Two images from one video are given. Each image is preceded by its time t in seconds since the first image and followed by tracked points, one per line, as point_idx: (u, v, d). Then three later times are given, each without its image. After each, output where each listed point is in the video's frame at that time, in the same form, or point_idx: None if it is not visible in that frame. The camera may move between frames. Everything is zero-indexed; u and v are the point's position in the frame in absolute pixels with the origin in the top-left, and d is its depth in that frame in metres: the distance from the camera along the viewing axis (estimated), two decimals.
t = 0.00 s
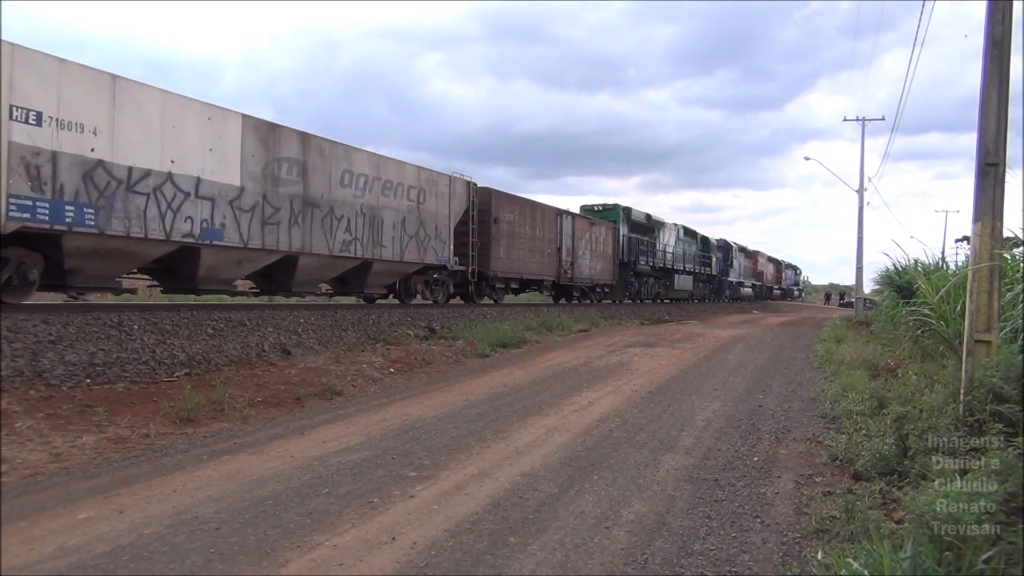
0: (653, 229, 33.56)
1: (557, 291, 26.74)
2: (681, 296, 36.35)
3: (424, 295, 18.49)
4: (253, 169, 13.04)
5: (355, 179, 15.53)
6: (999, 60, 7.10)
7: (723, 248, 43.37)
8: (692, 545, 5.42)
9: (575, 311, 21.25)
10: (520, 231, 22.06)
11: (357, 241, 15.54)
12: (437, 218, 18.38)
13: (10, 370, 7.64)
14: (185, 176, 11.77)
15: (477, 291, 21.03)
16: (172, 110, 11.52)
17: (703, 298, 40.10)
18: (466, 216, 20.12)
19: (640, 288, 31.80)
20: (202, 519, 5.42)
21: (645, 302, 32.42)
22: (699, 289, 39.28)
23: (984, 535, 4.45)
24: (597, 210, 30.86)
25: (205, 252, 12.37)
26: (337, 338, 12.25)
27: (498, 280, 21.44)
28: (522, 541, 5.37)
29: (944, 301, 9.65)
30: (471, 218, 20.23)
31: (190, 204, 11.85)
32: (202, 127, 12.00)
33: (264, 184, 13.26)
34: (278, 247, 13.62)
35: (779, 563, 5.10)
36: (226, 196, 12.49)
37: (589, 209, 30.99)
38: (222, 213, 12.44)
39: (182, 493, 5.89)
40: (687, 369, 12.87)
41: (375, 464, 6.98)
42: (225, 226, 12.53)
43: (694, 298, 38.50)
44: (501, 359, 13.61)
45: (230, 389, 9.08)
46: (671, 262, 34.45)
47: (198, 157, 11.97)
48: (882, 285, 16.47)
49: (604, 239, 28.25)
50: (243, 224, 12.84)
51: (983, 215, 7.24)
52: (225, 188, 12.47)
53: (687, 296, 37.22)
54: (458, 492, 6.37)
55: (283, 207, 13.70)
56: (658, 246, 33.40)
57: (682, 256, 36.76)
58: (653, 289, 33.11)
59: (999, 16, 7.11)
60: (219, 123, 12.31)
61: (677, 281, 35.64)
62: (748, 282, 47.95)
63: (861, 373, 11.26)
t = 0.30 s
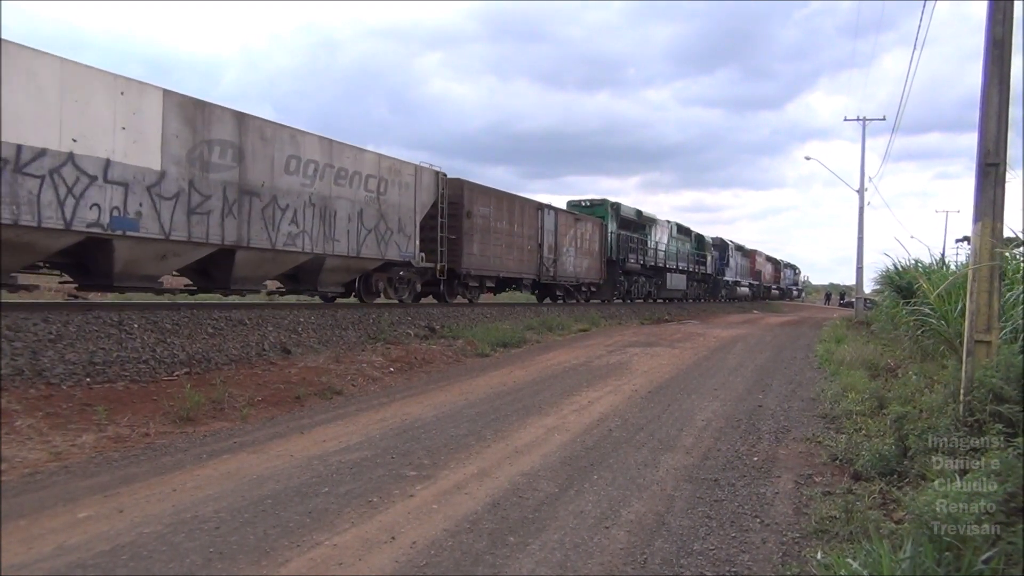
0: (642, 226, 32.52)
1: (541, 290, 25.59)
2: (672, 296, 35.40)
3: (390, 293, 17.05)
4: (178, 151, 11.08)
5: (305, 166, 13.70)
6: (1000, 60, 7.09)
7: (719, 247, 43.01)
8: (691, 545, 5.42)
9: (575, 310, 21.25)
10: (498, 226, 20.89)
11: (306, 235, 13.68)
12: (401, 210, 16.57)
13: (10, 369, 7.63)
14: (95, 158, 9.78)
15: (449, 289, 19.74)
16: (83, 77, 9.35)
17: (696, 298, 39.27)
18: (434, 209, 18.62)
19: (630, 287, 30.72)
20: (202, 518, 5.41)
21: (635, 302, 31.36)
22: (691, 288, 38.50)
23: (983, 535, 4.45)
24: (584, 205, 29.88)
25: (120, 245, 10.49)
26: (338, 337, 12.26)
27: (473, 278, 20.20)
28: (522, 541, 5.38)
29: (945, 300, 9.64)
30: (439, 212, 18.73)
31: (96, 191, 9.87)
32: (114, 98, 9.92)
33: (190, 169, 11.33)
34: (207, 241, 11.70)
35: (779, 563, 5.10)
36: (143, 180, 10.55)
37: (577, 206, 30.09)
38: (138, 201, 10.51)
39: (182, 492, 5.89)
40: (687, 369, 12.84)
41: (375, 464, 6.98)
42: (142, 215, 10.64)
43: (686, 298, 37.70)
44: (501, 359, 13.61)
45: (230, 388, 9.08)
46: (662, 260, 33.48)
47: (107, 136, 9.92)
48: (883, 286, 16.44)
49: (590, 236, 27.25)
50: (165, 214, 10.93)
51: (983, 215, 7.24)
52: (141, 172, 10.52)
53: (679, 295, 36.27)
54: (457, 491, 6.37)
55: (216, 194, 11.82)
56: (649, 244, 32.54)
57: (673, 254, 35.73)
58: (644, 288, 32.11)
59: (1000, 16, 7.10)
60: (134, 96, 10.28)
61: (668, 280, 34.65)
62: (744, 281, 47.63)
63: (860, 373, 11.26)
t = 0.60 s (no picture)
0: (631, 223, 31.54)
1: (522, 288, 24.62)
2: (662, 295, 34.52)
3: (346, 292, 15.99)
4: (80, 129, 9.88)
5: (240, 152, 12.54)
6: (999, 59, 7.09)
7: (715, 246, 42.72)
8: (690, 545, 5.42)
9: (574, 310, 21.22)
10: (471, 220, 19.85)
11: (241, 226, 12.56)
12: (353, 202, 15.39)
13: (9, 369, 7.63)
14: None
15: (416, 287, 18.67)
16: None
17: (688, 297, 38.48)
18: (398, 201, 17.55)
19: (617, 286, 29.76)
20: (202, 518, 5.41)
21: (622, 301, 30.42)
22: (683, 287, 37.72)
23: (983, 535, 4.45)
24: (571, 200, 29.04)
25: (11, 234, 9.37)
26: (337, 336, 12.26)
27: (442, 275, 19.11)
28: (521, 541, 5.37)
29: (945, 299, 9.64)
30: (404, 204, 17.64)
31: None
32: None
33: (96, 150, 10.15)
34: (118, 231, 10.59)
35: (778, 562, 5.10)
36: (35, 163, 9.36)
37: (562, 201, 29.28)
38: (30, 186, 9.35)
39: (181, 492, 5.89)
40: (687, 368, 12.83)
41: (374, 464, 6.98)
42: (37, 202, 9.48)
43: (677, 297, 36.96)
44: (501, 359, 13.60)
45: (229, 388, 9.08)
46: (651, 258, 32.55)
47: None
48: (883, 286, 16.41)
49: (574, 233, 26.34)
50: (64, 202, 9.81)
51: (982, 214, 7.24)
52: (34, 152, 9.34)
53: (669, 295, 35.36)
54: (457, 491, 6.37)
55: (129, 180, 10.67)
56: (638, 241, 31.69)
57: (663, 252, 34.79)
58: (632, 287, 31.17)
59: (999, 15, 7.10)
60: (24, 66, 9.04)
61: (658, 278, 33.72)
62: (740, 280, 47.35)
63: (860, 373, 11.25)
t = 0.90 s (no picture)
0: (618, 219, 30.42)
1: (500, 287, 23.50)
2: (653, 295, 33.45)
3: (295, 292, 14.53)
4: None
5: (160, 132, 11.14)
6: (1000, 60, 7.09)
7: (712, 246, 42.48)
8: (690, 545, 5.42)
9: (574, 310, 21.20)
10: (440, 214, 18.62)
11: (163, 215, 11.22)
12: (298, 191, 13.93)
13: (9, 368, 7.62)
14: None
15: (377, 287, 17.36)
16: None
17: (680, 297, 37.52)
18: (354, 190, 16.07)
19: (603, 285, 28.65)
20: (202, 517, 5.41)
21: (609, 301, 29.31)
22: (674, 286, 36.78)
23: (983, 535, 4.45)
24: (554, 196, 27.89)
25: None
26: (338, 336, 12.26)
27: (407, 273, 17.82)
28: (521, 540, 5.37)
29: (944, 300, 9.64)
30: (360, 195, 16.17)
31: None
32: None
33: None
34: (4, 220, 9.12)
35: (778, 562, 5.10)
36: None
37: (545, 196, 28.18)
38: None
39: (181, 492, 5.89)
40: (687, 368, 12.82)
41: (374, 463, 6.97)
42: None
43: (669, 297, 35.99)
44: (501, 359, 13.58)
45: (229, 388, 9.08)
46: (640, 256, 31.45)
47: None
48: (883, 286, 16.42)
49: (557, 229, 25.32)
50: None
51: (982, 215, 7.24)
52: None
53: (660, 294, 34.32)
54: (456, 491, 6.36)
55: (23, 162, 9.29)
56: (626, 239, 30.64)
57: (652, 249, 33.74)
58: (620, 286, 30.06)
59: (999, 16, 7.10)
60: None
61: (647, 277, 32.64)
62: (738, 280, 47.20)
63: (859, 373, 11.25)
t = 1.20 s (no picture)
0: (605, 214, 28.93)
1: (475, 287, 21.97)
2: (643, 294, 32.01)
3: (232, 291, 12.80)
4: None
5: (58, 106, 9.17)
6: (999, 60, 7.09)
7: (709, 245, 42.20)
8: (689, 545, 5.42)
9: (573, 310, 21.16)
10: (404, 206, 16.85)
11: (60, 202, 9.31)
12: (233, 178, 12.09)
13: (7, 366, 7.62)
14: None
15: (333, 286, 15.57)
16: None
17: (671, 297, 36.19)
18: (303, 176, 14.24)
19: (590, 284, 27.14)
20: (200, 517, 5.40)
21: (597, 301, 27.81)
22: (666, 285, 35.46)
23: (982, 535, 4.45)
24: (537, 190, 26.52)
25: None
26: (337, 335, 12.26)
27: (366, 270, 16.06)
28: (520, 540, 5.37)
29: (942, 301, 9.65)
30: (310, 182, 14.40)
31: None
32: None
33: None
34: None
35: (777, 562, 5.10)
36: None
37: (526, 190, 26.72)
38: None
39: (180, 491, 5.88)
40: (686, 368, 12.81)
41: (372, 463, 6.97)
42: None
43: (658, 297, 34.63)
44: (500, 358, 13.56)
45: (228, 387, 9.07)
46: (629, 253, 29.97)
47: None
48: (882, 286, 16.44)
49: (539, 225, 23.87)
50: None
51: (981, 214, 7.24)
52: None
53: (650, 294, 32.90)
54: (455, 490, 6.36)
55: None
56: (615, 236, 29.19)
57: (642, 247, 32.28)
58: (608, 286, 28.56)
59: (999, 15, 7.10)
60: None
61: (637, 276, 31.20)
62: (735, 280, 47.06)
63: (858, 373, 11.25)
